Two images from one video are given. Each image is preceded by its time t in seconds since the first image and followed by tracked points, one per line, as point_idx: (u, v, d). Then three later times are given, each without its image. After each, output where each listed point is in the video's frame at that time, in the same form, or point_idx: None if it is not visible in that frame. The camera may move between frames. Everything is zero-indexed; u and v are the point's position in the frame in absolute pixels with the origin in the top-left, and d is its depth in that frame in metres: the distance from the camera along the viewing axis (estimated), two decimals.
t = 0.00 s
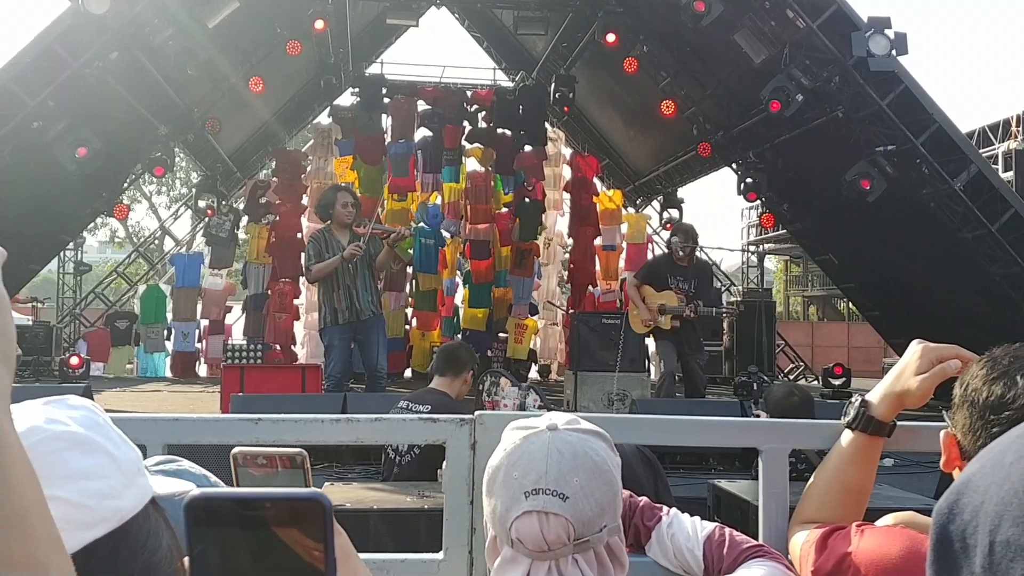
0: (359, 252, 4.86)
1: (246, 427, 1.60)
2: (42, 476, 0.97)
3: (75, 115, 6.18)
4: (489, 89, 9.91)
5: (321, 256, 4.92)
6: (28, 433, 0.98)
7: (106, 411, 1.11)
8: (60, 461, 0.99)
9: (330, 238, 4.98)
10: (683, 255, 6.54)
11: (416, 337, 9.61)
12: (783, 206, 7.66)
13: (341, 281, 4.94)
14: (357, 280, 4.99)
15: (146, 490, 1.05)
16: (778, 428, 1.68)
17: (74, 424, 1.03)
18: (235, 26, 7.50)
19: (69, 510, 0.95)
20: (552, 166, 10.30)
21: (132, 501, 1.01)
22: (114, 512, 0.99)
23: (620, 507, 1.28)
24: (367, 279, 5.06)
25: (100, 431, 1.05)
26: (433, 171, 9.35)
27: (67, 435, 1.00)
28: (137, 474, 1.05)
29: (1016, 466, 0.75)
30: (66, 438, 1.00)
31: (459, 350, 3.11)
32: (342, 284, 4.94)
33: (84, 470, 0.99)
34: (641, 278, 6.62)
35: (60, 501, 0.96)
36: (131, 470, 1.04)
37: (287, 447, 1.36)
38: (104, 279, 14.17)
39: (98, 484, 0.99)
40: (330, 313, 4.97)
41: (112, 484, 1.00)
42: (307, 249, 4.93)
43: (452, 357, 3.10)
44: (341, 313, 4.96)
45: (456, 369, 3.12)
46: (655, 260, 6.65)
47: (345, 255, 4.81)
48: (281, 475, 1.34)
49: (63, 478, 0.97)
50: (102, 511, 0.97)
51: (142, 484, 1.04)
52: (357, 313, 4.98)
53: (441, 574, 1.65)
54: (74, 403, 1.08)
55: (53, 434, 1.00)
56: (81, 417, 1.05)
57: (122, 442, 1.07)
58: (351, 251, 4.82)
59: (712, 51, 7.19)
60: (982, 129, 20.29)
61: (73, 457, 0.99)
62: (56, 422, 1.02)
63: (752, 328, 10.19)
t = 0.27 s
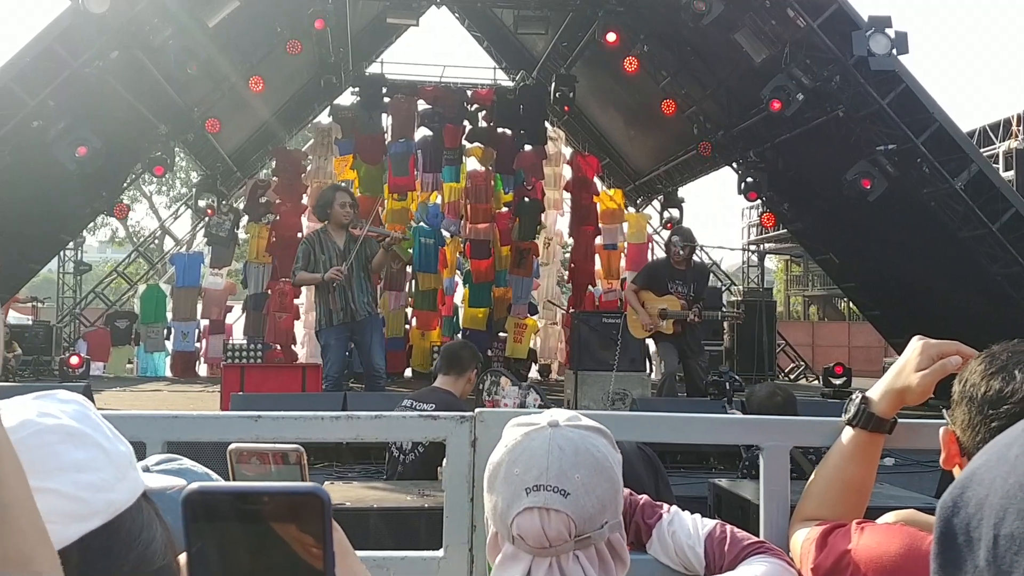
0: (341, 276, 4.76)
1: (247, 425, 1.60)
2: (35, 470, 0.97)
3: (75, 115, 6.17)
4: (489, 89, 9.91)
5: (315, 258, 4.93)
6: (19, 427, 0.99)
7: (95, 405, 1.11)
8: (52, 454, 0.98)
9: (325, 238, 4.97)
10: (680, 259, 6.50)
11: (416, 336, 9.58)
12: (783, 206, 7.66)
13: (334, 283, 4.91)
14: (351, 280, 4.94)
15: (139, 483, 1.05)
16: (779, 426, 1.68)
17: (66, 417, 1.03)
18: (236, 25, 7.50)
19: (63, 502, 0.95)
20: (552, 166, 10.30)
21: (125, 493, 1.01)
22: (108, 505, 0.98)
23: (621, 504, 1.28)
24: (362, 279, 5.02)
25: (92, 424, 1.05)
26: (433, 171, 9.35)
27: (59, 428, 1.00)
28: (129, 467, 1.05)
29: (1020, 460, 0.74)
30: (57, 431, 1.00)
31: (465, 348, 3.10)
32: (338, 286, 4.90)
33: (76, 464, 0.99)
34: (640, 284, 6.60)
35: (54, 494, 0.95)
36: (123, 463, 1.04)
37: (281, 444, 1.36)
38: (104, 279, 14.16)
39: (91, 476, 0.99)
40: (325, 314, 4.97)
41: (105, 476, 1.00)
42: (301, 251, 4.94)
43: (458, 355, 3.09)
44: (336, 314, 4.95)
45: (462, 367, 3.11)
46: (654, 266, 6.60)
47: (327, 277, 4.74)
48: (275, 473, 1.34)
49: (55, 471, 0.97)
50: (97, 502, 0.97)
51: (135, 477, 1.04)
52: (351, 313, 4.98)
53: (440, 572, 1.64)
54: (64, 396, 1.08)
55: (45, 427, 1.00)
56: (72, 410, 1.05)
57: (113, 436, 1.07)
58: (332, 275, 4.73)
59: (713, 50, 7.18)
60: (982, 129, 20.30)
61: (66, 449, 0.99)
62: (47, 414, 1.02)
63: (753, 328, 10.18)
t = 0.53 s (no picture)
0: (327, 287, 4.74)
1: (246, 425, 1.60)
2: (31, 472, 0.97)
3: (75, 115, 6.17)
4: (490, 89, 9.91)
5: (311, 259, 4.94)
6: (13, 431, 0.99)
7: (88, 407, 1.12)
8: (48, 456, 0.99)
9: (323, 238, 4.97)
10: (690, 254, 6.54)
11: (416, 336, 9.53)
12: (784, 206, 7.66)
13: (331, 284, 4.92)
14: (346, 281, 4.93)
15: (133, 483, 1.05)
16: (779, 426, 1.68)
17: (59, 419, 1.04)
18: (236, 26, 7.50)
19: (58, 505, 0.95)
20: (552, 166, 10.31)
21: (119, 494, 1.01)
22: (103, 506, 0.98)
23: (621, 504, 1.28)
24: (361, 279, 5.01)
25: (86, 426, 1.06)
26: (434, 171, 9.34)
27: (53, 430, 1.01)
28: (124, 468, 1.05)
29: (1018, 462, 0.75)
30: (52, 433, 1.01)
31: (469, 347, 3.11)
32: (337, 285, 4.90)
33: (71, 465, 0.99)
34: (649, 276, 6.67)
35: (49, 495, 0.96)
36: (118, 465, 1.05)
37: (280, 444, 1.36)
38: (104, 279, 14.16)
39: (87, 478, 0.99)
40: (324, 315, 4.98)
41: (100, 478, 1.00)
42: (298, 252, 4.93)
43: (462, 354, 3.10)
44: (334, 314, 4.96)
45: (465, 366, 3.12)
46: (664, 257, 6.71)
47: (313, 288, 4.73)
48: (274, 473, 1.34)
49: (50, 473, 0.98)
50: (92, 504, 0.97)
51: (129, 478, 1.05)
52: (350, 313, 4.98)
53: (441, 572, 1.64)
54: (58, 398, 1.09)
55: (39, 429, 1.01)
56: (66, 412, 1.06)
57: (107, 437, 1.08)
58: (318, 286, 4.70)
59: (713, 50, 7.18)
60: (982, 129, 20.31)
61: (61, 451, 1.00)
62: (42, 416, 1.03)
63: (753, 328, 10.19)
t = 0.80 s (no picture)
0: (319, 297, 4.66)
1: (245, 425, 1.60)
2: (34, 473, 0.97)
3: (75, 115, 6.17)
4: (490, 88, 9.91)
5: (312, 259, 4.93)
6: (16, 433, 0.99)
7: (91, 409, 1.12)
8: (51, 456, 0.99)
9: (323, 238, 4.97)
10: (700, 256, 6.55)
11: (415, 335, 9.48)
12: (784, 206, 7.66)
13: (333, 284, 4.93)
14: (349, 281, 4.95)
15: (135, 485, 1.05)
16: (778, 426, 1.67)
17: (63, 420, 1.04)
18: (236, 26, 7.51)
19: (60, 505, 0.95)
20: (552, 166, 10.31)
21: (122, 496, 1.01)
22: (105, 507, 0.98)
23: (621, 504, 1.28)
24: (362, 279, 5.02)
25: (89, 427, 1.06)
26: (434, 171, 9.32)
27: (56, 431, 1.01)
28: (126, 470, 1.05)
29: (1020, 461, 0.74)
30: (55, 434, 1.01)
31: (474, 346, 3.12)
32: (337, 286, 4.91)
33: (73, 466, 0.99)
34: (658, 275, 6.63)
35: (52, 496, 0.96)
36: (121, 466, 1.04)
37: (282, 444, 1.35)
38: (104, 279, 14.15)
39: (89, 479, 0.99)
40: (325, 315, 5.00)
41: (102, 479, 1.00)
42: (298, 253, 4.92)
43: (467, 353, 3.11)
44: (335, 314, 4.98)
45: (469, 366, 3.13)
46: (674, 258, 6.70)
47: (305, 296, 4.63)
48: (277, 474, 1.33)
49: (53, 474, 0.98)
50: (94, 506, 0.97)
51: (132, 479, 1.04)
52: (351, 313, 5.00)
53: (440, 572, 1.64)
54: (61, 399, 1.09)
55: (41, 431, 1.01)
56: (69, 413, 1.06)
57: (110, 439, 1.07)
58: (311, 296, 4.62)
59: (713, 50, 7.18)
60: (982, 128, 20.32)
61: (63, 452, 1.00)
62: (45, 418, 1.03)
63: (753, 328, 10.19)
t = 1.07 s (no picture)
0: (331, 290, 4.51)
1: (244, 425, 1.60)
2: (39, 473, 0.96)
3: (76, 115, 6.18)
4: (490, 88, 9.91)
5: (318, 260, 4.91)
6: (23, 433, 0.98)
7: (97, 409, 1.11)
8: (58, 457, 0.98)
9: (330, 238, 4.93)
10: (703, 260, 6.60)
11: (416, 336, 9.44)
12: (784, 205, 7.65)
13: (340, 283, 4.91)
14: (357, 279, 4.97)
15: (140, 487, 1.04)
16: (776, 425, 1.67)
17: (69, 420, 1.03)
18: (236, 26, 7.51)
19: (65, 506, 0.94)
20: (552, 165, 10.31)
21: (126, 498, 1.00)
22: (110, 508, 0.97)
23: (620, 504, 1.28)
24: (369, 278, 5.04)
25: (95, 428, 1.05)
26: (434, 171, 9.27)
27: (62, 431, 1.00)
28: (131, 471, 1.04)
29: (1014, 460, 0.74)
30: (61, 434, 1.00)
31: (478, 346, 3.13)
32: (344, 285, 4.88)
33: (79, 467, 0.98)
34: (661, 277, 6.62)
35: (57, 497, 0.94)
36: (126, 467, 1.03)
37: (286, 444, 1.35)
38: (104, 279, 14.15)
39: (95, 480, 0.98)
40: (330, 313, 5.03)
41: (108, 480, 0.99)
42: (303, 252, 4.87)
43: (472, 353, 3.13)
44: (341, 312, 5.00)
45: (474, 367, 3.14)
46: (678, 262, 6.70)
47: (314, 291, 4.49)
48: (280, 472, 1.34)
49: (58, 474, 0.96)
50: (99, 507, 0.96)
51: (136, 481, 1.04)
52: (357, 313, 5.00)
53: (439, 572, 1.64)
54: (67, 399, 1.08)
55: (48, 432, 0.99)
56: (75, 414, 1.05)
57: (115, 439, 1.06)
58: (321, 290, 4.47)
59: (713, 50, 7.18)
60: (982, 128, 20.31)
61: (69, 452, 0.99)
62: (51, 418, 1.02)
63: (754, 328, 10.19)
